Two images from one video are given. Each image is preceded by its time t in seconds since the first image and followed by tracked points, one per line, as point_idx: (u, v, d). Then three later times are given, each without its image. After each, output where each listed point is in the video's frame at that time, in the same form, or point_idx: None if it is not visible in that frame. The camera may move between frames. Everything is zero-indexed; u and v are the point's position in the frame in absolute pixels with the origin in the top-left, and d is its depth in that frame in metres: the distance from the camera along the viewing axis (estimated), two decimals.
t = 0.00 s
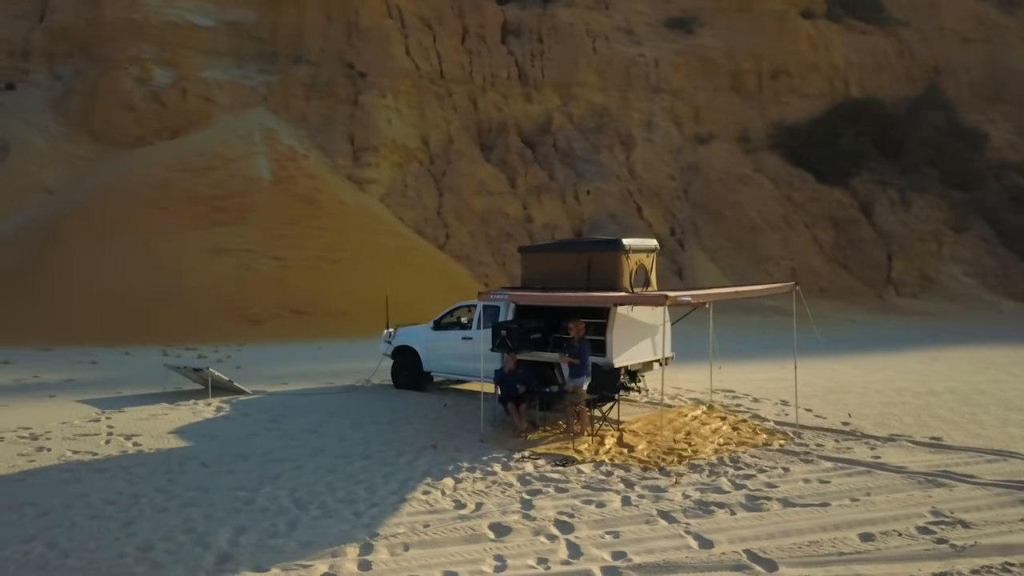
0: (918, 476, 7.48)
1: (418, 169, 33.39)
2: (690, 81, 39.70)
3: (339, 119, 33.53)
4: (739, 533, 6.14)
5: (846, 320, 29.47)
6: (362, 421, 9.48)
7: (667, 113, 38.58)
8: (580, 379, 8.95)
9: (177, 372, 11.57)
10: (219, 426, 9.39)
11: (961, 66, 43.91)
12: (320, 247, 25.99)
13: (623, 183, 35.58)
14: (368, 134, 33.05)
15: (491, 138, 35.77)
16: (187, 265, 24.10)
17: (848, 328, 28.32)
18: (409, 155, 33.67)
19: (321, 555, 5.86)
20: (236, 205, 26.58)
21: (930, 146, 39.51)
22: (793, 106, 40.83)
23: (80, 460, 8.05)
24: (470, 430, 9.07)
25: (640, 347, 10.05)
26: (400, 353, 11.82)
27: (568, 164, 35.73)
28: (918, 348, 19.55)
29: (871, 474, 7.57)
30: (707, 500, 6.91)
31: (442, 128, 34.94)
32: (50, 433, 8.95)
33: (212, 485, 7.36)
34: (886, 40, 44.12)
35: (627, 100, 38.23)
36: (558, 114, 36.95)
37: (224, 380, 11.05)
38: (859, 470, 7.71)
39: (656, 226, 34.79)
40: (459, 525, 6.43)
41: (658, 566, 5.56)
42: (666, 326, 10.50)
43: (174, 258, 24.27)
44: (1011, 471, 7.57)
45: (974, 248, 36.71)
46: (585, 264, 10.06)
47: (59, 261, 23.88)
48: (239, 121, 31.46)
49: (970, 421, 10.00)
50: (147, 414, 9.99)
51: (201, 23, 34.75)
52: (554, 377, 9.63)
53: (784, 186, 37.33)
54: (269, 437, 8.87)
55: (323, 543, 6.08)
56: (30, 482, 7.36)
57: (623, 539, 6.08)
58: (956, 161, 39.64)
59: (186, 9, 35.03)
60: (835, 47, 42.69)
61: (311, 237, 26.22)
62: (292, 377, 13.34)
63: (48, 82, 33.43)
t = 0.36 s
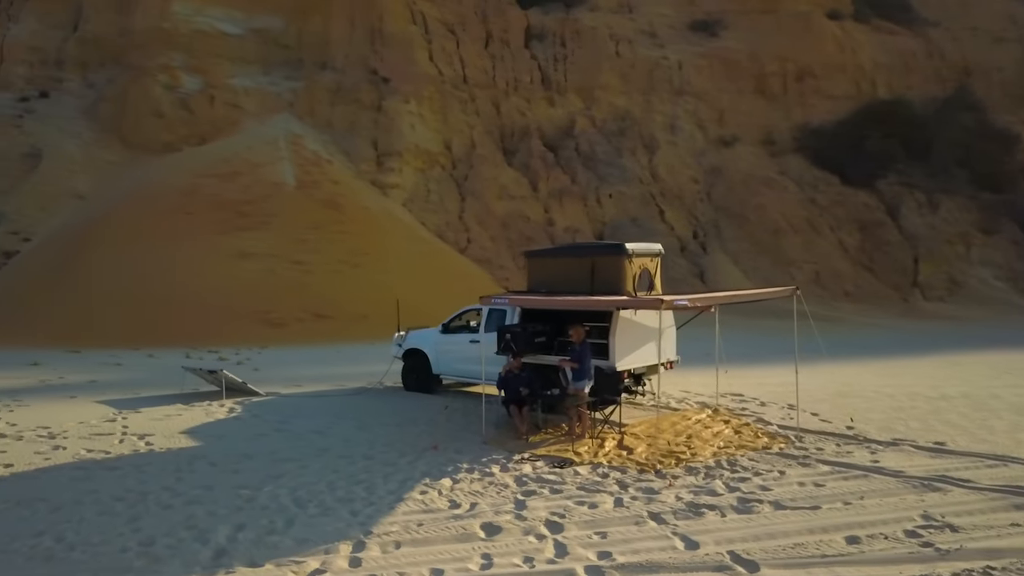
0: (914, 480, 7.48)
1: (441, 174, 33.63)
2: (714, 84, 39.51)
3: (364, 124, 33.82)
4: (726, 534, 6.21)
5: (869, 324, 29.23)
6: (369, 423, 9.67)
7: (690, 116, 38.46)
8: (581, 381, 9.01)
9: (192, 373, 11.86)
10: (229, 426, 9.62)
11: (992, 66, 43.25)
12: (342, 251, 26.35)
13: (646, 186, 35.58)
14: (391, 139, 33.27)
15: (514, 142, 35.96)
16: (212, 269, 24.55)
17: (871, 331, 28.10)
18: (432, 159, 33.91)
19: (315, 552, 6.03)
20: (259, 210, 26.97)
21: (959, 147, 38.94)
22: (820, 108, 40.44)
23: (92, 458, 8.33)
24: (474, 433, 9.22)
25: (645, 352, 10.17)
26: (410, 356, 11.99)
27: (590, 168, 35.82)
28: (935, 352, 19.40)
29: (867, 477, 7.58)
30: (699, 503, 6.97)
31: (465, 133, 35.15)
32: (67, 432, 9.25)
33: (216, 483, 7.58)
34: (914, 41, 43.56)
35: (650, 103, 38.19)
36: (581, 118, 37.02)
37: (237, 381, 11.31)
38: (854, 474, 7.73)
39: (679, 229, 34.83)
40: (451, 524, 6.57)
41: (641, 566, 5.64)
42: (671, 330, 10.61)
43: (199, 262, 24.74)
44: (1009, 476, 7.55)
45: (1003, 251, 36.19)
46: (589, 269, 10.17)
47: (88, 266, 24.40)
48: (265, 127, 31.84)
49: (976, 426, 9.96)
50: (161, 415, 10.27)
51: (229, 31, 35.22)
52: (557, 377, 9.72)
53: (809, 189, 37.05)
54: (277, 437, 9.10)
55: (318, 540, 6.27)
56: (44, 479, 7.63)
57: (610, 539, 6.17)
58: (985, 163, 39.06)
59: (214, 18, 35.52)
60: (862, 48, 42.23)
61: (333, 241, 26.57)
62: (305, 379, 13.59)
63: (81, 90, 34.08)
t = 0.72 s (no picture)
0: (911, 484, 7.46)
1: (463, 178, 33.84)
2: (738, 86, 39.29)
3: (387, 130, 34.06)
4: (714, 537, 6.26)
5: (893, 328, 28.92)
6: (374, 425, 9.84)
7: (713, 119, 38.29)
8: (584, 384, 9.10)
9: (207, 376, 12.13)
10: (238, 428, 9.84)
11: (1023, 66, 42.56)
12: (363, 255, 26.65)
13: (668, 190, 35.50)
14: (413, 144, 33.48)
15: (536, 146, 36.06)
16: (236, 273, 24.98)
17: (895, 335, 27.80)
18: (454, 164, 34.13)
19: (309, 549, 6.19)
20: (284, 214, 27.34)
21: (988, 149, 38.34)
22: (845, 110, 40.04)
23: (104, 457, 8.58)
24: (477, 435, 9.35)
25: (649, 355, 10.21)
26: (420, 359, 12.16)
27: (612, 171, 35.83)
28: (955, 357, 19.18)
29: (863, 481, 7.59)
30: (690, 506, 7.02)
31: (487, 137, 35.32)
32: (82, 432, 9.54)
33: (220, 483, 7.79)
34: (943, 41, 42.97)
35: (672, 106, 38.08)
36: (603, 121, 36.99)
37: (250, 384, 11.55)
38: (852, 478, 7.73)
39: (701, 232, 34.75)
40: (444, 524, 6.69)
41: (624, 566, 5.72)
42: (674, 335, 10.70)
43: (224, 266, 25.16)
44: (1008, 482, 7.51)
45: None
46: (594, 273, 10.24)
47: (116, 269, 24.93)
48: (290, 132, 32.26)
49: (983, 431, 9.89)
50: (174, 416, 10.53)
51: (255, 39, 35.74)
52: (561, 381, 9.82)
53: (834, 191, 36.72)
54: (284, 438, 9.31)
55: (313, 538, 6.42)
56: (56, 477, 7.89)
57: (598, 540, 6.26)
58: (1015, 164, 38.43)
59: (241, 26, 36.05)
60: (889, 49, 41.75)
61: (355, 245, 26.87)
62: (319, 381, 13.82)
63: (111, 98, 34.67)
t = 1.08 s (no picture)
0: (908, 489, 7.43)
1: (483, 182, 34.00)
2: (761, 88, 39.04)
3: (409, 134, 34.30)
4: (702, 540, 6.30)
5: (918, 332, 28.55)
6: (380, 427, 9.98)
7: (736, 121, 38.08)
8: (585, 389, 9.12)
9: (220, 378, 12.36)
10: (246, 429, 10.04)
11: None
12: (384, 259, 26.90)
13: (690, 193, 35.37)
14: (435, 149, 33.68)
15: (557, 150, 36.12)
16: (259, 277, 25.34)
17: (920, 339, 27.45)
18: (475, 168, 34.30)
19: (302, 549, 6.32)
20: (306, 219, 27.64)
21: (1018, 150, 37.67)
22: (871, 111, 39.60)
23: (114, 457, 8.81)
24: (479, 438, 9.45)
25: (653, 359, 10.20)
26: (429, 362, 12.29)
27: (633, 174, 35.76)
28: (975, 362, 18.94)
29: (860, 487, 7.57)
30: (683, 509, 7.05)
31: (508, 141, 35.44)
32: (95, 433, 9.80)
33: (224, 483, 7.96)
34: (971, 40, 42.34)
35: (695, 109, 37.94)
36: (625, 124, 36.94)
37: (262, 386, 11.76)
38: (848, 483, 7.71)
39: (723, 235, 34.63)
40: (437, 525, 6.80)
41: (609, 568, 5.79)
42: (679, 338, 10.70)
43: (247, 270, 25.53)
44: (1008, 488, 7.44)
45: None
46: (597, 277, 10.29)
47: (143, 273, 25.41)
48: (313, 138, 32.62)
49: (990, 437, 9.78)
50: (186, 417, 10.77)
51: (281, 46, 36.23)
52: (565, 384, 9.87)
53: (859, 194, 36.35)
54: (289, 440, 9.47)
55: (308, 537, 6.56)
56: (66, 476, 8.11)
57: (586, 542, 6.33)
58: None
59: (267, 33, 36.57)
60: (916, 49, 41.23)
61: (375, 249, 27.12)
62: (331, 384, 14.02)
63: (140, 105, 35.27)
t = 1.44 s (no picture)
0: (906, 495, 7.38)
1: (504, 185, 34.11)
2: (785, 90, 38.76)
3: (430, 139, 34.52)
4: (689, 544, 6.31)
5: (943, 336, 28.16)
6: (384, 429, 10.08)
7: (760, 123, 37.81)
8: (586, 393, 9.13)
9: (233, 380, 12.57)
10: (254, 431, 10.21)
11: None
12: (403, 262, 27.11)
13: (712, 196, 35.18)
14: (456, 153, 33.87)
15: (578, 153, 36.11)
16: (279, 279, 25.69)
17: (944, 343, 27.06)
18: (496, 172, 34.43)
19: (295, 548, 6.43)
20: (327, 222, 27.93)
21: None
22: (898, 112, 39.12)
23: (123, 457, 9.02)
24: (481, 441, 9.52)
25: (657, 363, 10.28)
26: (438, 365, 12.39)
27: (654, 177, 35.65)
28: (997, 367, 18.65)
29: (856, 491, 7.52)
30: (675, 513, 7.07)
31: (529, 145, 35.52)
32: (108, 433, 10.03)
33: (226, 483, 8.11)
34: (1001, 39, 41.65)
35: (717, 111, 37.76)
36: (647, 127, 36.84)
37: (272, 388, 11.94)
38: (845, 488, 7.67)
39: (745, 238, 34.40)
40: (429, 526, 6.88)
41: (592, 570, 5.83)
42: (684, 341, 10.72)
43: (268, 272, 25.89)
44: (1009, 494, 7.35)
45: None
46: (600, 281, 10.34)
47: (166, 275, 25.87)
48: (336, 142, 32.98)
49: (999, 443, 9.64)
50: (198, 418, 10.98)
51: (305, 52, 36.71)
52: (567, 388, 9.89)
53: (884, 195, 35.92)
54: (294, 441, 9.61)
55: (301, 537, 6.67)
56: (75, 476, 8.31)
57: (574, 545, 6.38)
58: None
59: (291, 40, 37.09)
60: (944, 49, 40.65)
61: (395, 252, 27.34)
62: (343, 386, 14.17)
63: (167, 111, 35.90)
